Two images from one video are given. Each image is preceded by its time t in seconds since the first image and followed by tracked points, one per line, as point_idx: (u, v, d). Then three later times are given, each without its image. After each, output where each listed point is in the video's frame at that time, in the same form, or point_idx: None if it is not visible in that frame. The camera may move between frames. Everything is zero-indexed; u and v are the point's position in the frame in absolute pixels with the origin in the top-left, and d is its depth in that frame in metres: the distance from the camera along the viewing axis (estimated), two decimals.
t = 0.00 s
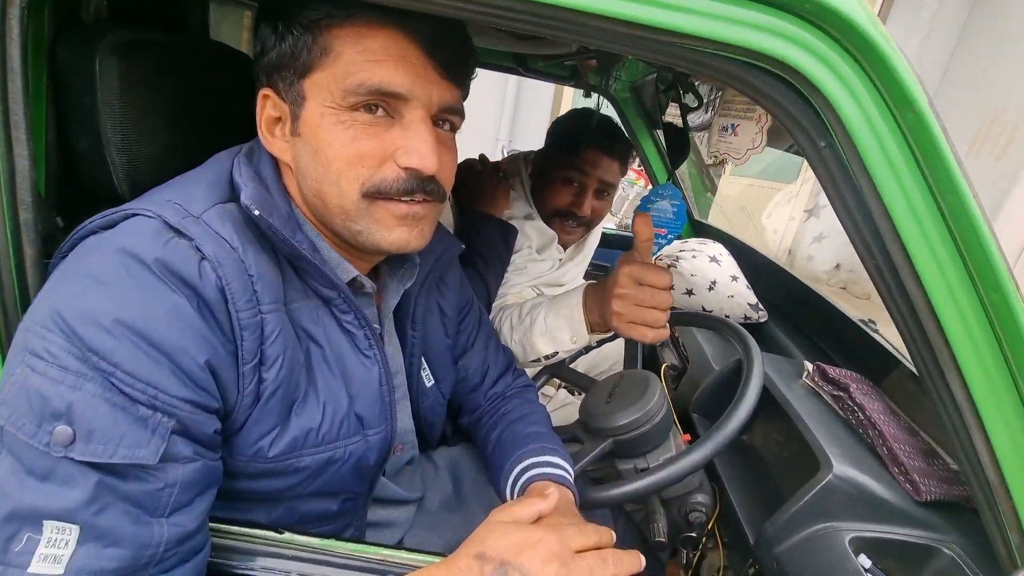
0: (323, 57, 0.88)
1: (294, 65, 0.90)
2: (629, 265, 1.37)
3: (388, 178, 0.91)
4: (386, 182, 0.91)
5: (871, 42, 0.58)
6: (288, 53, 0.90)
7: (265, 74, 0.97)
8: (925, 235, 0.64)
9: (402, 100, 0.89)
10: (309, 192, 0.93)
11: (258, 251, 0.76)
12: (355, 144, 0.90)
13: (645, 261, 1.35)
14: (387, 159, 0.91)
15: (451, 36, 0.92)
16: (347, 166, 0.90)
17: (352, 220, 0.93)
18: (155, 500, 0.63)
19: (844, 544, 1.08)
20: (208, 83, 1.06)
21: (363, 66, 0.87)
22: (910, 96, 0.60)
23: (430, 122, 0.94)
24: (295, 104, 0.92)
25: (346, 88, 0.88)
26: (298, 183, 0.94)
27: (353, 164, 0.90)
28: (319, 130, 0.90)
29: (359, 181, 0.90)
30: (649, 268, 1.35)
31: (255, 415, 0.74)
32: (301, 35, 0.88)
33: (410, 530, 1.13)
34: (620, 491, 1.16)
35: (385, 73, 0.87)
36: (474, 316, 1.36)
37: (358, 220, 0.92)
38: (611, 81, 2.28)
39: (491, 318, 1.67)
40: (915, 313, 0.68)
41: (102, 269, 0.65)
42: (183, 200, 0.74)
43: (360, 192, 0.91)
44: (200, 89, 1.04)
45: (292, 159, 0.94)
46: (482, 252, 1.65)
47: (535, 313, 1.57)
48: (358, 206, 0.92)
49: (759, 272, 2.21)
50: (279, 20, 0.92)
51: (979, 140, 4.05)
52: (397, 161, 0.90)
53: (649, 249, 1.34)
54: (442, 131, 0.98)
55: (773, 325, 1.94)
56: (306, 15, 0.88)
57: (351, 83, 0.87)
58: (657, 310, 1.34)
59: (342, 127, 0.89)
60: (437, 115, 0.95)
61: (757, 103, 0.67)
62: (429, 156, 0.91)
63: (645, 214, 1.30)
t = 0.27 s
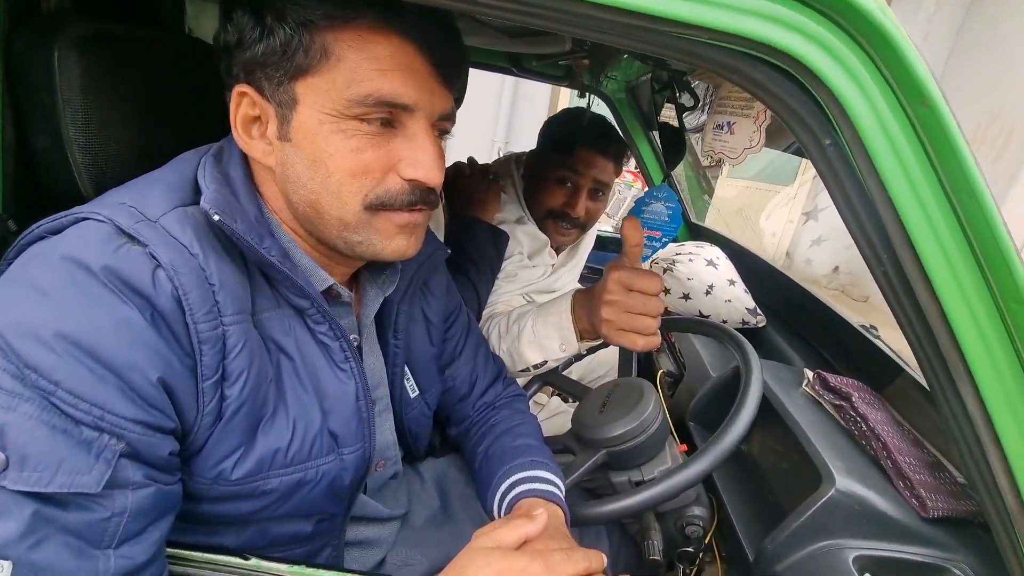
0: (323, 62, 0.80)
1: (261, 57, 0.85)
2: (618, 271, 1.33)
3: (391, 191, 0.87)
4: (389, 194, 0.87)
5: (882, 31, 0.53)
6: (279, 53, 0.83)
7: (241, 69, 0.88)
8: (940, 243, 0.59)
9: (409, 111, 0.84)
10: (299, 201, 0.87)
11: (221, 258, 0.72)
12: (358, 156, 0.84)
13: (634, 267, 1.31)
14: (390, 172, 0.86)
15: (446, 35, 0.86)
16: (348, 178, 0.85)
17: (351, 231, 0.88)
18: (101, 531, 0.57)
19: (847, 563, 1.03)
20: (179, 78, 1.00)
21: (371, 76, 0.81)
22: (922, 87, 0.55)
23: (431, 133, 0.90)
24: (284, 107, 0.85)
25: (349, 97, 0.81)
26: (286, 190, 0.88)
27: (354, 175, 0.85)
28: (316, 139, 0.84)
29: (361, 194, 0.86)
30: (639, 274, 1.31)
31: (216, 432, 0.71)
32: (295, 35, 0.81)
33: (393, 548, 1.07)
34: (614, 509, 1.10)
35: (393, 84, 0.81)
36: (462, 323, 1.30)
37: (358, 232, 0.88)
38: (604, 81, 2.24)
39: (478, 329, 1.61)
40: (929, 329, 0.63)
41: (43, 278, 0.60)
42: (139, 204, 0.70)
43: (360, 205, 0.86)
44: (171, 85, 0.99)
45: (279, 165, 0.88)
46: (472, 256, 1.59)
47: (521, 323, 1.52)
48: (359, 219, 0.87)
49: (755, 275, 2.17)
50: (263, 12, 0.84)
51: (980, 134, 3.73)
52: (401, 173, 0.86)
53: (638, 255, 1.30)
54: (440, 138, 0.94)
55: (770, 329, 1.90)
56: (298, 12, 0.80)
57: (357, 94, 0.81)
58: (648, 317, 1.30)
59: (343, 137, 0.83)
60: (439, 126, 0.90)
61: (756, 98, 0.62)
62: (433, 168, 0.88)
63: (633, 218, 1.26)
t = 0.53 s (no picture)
0: (345, 70, 0.79)
1: (251, 54, 0.83)
2: (616, 267, 1.31)
3: (406, 199, 0.87)
4: (404, 203, 0.87)
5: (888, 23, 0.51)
6: (298, 57, 0.79)
7: (247, 70, 0.84)
8: (949, 244, 0.57)
9: (426, 121, 0.85)
10: (310, 209, 0.85)
11: (208, 261, 0.70)
12: (378, 165, 0.83)
13: (633, 263, 1.29)
14: (405, 180, 0.86)
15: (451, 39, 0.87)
16: (366, 186, 0.83)
17: (364, 238, 0.87)
18: (82, 544, 0.55)
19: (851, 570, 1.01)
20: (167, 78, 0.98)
21: (393, 88, 0.81)
22: (931, 84, 0.53)
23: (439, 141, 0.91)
24: (296, 112, 0.82)
25: (372, 107, 0.80)
26: (295, 197, 0.85)
27: (372, 184, 0.84)
28: (334, 147, 0.82)
29: (378, 202, 0.85)
30: (638, 270, 1.29)
31: (206, 441, 0.69)
32: (318, 41, 0.78)
33: (388, 556, 1.06)
34: (614, 517, 1.08)
35: (414, 95, 0.82)
36: (458, 326, 1.29)
37: (371, 240, 0.87)
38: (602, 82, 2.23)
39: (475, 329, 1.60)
40: (937, 332, 0.61)
41: (22, 284, 0.58)
42: (124, 206, 0.68)
43: (377, 213, 0.85)
44: (161, 85, 0.97)
45: (289, 172, 0.85)
46: (468, 257, 1.58)
47: (519, 323, 1.50)
48: (374, 227, 0.86)
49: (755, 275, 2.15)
50: (275, 13, 0.79)
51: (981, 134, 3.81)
52: (415, 182, 0.86)
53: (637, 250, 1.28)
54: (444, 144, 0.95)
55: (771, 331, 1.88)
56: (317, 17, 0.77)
57: (379, 104, 0.80)
58: (647, 313, 1.28)
59: (362, 146, 0.82)
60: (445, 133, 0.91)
61: (757, 95, 0.60)
62: (446, 177, 0.88)
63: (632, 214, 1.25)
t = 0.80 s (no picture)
0: (343, 70, 0.79)
1: (246, 56, 0.82)
2: (616, 266, 1.31)
3: (405, 199, 0.87)
4: (403, 203, 0.87)
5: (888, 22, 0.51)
6: (295, 58, 0.79)
7: (243, 71, 0.83)
8: (950, 244, 0.56)
9: (425, 121, 0.85)
10: (308, 210, 0.85)
11: (205, 265, 0.69)
12: (376, 165, 0.83)
13: (633, 262, 1.29)
14: (404, 180, 0.86)
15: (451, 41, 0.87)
16: (365, 187, 0.83)
17: (363, 239, 0.87)
18: (77, 551, 0.55)
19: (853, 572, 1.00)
20: (166, 80, 0.98)
21: (393, 88, 0.80)
22: (934, 84, 0.52)
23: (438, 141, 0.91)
24: (293, 113, 0.82)
25: (370, 107, 0.80)
26: (293, 198, 0.85)
27: (372, 184, 0.84)
28: (332, 147, 0.81)
29: (377, 203, 0.84)
30: (638, 268, 1.29)
31: (204, 446, 0.68)
32: (315, 41, 0.77)
33: (387, 559, 1.05)
34: (614, 518, 1.07)
35: (413, 95, 0.82)
36: (456, 327, 1.29)
37: (370, 241, 0.87)
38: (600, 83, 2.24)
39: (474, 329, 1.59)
40: (938, 332, 0.60)
41: (16, 288, 0.57)
42: (119, 209, 0.67)
43: (376, 214, 0.85)
44: (157, 86, 0.97)
45: (287, 173, 0.85)
46: (467, 258, 1.57)
47: (519, 323, 1.50)
48: (373, 228, 0.86)
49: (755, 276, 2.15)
50: (273, 15, 0.79)
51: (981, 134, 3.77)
52: (414, 182, 0.86)
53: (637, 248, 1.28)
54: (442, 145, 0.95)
55: (771, 331, 1.87)
56: (312, 16, 0.77)
57: (378, 104, 0.80)
58: (647, 311, 1.28)
59: (361, 146, 0.82)
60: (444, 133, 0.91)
61: (757, 94, 0.60)
62: (444, 176, 0.89)
63: (632, 213, 1.27)
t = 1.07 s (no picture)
0: (327, 64, 0.79)
1: (234, 53, 0.83)
2: (612, 263, 1.31)
3: (393, 194, 0.86)
4: (392, 197, 0.86)
5: (876, 17, 0.51)
6: (280, 53, 0.79)
7: (230, 69, 0.84)
8: (941, 238, 0.56)
9: (412, 114, 0.84)
10: (297, 206, 0.85)
11: (198, 264, 0.69)
12: (363, 159, 0.82)
13: (629, 259, 1.30)
14: (392, 175, 0.85)
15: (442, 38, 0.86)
16: (353, 181, 0.83)
17: (352, 234, 0.86)
18: (69, 549, 0.55)
19: (849, 569, 1.00)
20: (161, 80, 0.98)
21: (377, 81, 0.80)
22: (923, 77, 0.52)
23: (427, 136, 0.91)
24: (280, 109, 0.82)
25: (355, 101, 0.80)
26: (282, 194, 0.85)
27: (359, 179, 0.83)
28: (318, 142, 0.81)
29: (365, 197, 0.84)
30: (633, 265, 1.30)
31: (196, 444, 0.68)
32: (300, 37, 0.78)
33: (383, 558, 1.05)
34: (610, 516, 1.07)
35: (399, 88, 0.81)
36: (452, 326, 1.29)
37: (360, 236, 0.87)
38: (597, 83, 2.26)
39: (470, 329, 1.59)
40: (930, 328, 0.60)
41: (8, 285, 0.57)
42: (112, 207, 0.67)
43: (364, 209, 0.85)
44: (152, 86, 0.97)
45: (275, 169, 0.85)
46: (464, 258, 1.57)
47: (516, 321, 1.50)
48: (362, 223, 0.85)
49: (752, 275, 2.15)
50: (258, 12, 0.80)
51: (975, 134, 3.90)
52: (402, 177, 0.86)
53: (633, 246, 1.29)
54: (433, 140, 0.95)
55: (769, 331, 1.87)
56: (297, 12, 0.78)
57: (362, 97, 0.80)
58: (643, 308, 1.28)
59: (347, 140, 0.81)
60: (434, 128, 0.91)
61: (748, 91, 0.60)
62: (433, 170, 0.88)
63: (626, 209, 1.27)
